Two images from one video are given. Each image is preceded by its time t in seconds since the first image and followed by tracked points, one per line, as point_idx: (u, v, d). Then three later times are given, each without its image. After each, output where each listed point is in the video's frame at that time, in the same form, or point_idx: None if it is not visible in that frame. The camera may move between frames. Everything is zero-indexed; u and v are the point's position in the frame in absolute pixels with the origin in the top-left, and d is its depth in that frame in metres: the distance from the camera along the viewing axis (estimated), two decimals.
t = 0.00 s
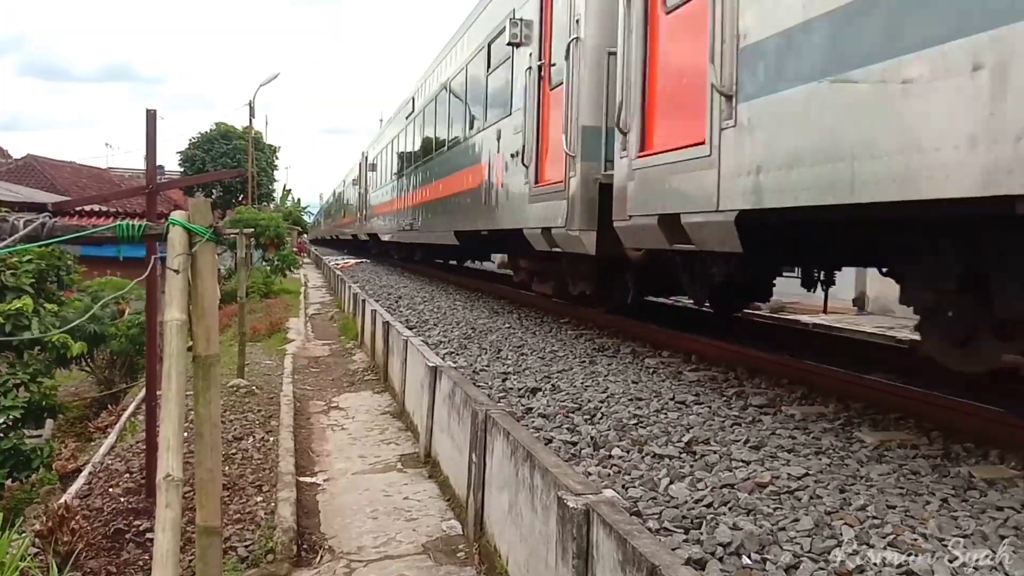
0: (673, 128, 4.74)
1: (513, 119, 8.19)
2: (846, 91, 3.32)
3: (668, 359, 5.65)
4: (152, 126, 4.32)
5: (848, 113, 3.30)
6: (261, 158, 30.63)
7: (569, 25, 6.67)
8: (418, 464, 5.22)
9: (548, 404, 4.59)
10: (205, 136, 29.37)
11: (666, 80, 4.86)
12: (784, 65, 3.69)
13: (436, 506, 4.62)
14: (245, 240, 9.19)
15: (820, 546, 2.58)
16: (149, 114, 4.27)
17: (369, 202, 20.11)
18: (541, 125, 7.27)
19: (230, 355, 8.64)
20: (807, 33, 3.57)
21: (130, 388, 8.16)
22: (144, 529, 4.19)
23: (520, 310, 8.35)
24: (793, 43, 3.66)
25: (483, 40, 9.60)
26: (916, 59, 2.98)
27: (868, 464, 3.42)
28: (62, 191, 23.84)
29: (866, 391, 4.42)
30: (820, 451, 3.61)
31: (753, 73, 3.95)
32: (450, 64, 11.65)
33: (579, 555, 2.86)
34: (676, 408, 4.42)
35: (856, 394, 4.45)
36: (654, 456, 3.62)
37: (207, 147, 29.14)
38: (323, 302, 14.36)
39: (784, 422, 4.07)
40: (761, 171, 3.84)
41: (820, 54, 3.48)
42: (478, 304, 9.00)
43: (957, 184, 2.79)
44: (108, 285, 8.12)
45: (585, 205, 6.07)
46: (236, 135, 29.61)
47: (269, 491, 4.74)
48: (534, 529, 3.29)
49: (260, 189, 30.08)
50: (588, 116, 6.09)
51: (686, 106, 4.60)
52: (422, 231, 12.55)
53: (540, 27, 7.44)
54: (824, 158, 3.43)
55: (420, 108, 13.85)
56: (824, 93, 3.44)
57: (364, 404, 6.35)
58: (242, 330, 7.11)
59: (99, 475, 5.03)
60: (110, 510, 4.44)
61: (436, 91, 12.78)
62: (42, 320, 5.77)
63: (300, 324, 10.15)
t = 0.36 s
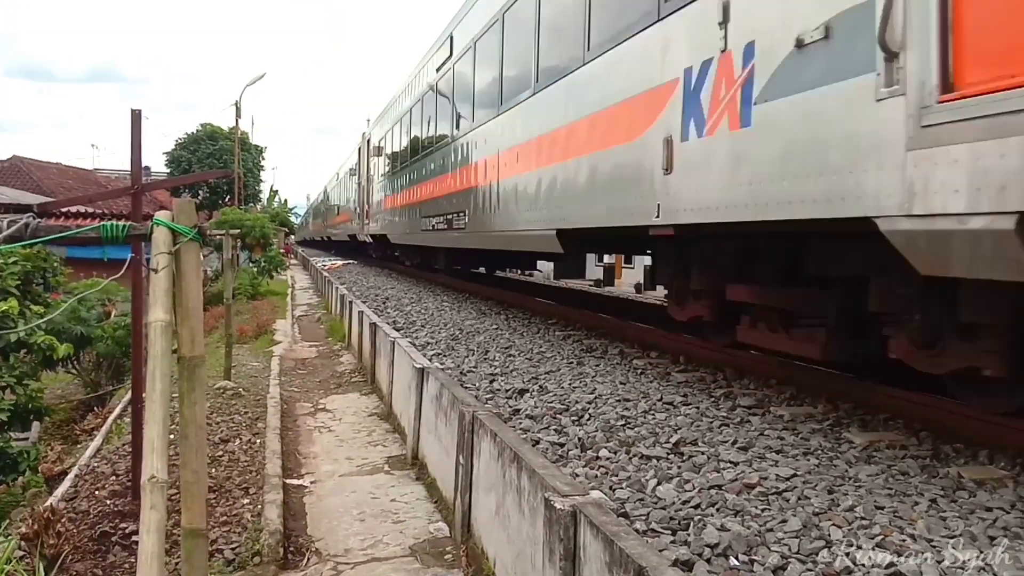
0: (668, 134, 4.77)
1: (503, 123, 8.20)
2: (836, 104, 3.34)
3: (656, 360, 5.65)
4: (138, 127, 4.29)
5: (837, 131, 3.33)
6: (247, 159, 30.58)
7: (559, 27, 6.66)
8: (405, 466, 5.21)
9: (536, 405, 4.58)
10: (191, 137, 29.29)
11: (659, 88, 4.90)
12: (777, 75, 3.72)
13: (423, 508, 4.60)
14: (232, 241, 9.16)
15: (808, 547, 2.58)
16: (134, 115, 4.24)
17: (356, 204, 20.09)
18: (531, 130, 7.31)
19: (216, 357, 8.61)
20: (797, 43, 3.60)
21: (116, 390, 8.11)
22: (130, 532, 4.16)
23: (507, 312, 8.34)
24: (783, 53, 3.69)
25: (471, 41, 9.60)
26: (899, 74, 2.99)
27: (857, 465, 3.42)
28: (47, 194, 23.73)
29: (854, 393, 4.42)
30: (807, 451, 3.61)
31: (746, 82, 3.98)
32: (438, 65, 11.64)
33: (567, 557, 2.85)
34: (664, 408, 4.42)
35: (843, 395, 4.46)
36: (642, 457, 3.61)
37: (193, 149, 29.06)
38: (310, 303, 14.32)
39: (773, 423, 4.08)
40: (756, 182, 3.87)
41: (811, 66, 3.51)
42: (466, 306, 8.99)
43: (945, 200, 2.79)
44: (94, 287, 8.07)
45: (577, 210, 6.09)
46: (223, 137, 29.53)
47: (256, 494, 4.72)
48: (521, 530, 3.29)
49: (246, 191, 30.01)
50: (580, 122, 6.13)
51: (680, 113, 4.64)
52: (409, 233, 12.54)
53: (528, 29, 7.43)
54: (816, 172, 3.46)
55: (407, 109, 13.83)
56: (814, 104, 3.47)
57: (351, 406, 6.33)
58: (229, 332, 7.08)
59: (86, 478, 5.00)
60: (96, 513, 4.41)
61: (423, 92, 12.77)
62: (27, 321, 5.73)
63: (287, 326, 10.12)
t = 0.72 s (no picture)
0: (655, 137, 4.79)
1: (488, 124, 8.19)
2: (833, 109, 3.38)
3: (643, 360, 5.65)
4: (120, 129, 4.26)
5: (837, 135, 3.36)
6: (233, 159, 30.49)
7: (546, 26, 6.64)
8: (392, 467, 5.19)
9: (523, 406, 4.57)
10: (177, 137, 29.20)
11: (648, 91, 4.91)
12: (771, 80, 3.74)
13: (410, 510, 4.58)
14: (217, 241, 9.12)
15: (794, 548, 2.57)
16: (116, 116, 4.21)
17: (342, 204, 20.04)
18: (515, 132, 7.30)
19: (202, 358, 8.58)
20: (791, 52, 3.63)
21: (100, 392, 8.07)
22: (115, 535, 4.14)
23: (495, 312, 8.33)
24: (776, 62, 3.72)
25: (456, 40, 9.59)
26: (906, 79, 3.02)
27: (842, 465, 3.42)
28: (32, 195, 23.62)
29: (838, 392, 4.42)
30: (792, 451, 3.61)
31: (740, 88, 4.01)
32: (423, 64, 11.62)
33: (553, 558, 2.84)
34: (651, 409, 4.41)
35: (830, 394, 4.45)
36: (628, 458, 3.60)
37: (178, 149, 28.98)
38: (296, 304, 14.28)
39: (758, 423, 4.08)
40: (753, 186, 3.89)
41: (809, 69, 3.53)
42: (453, 306, 8.97)
43: (961, 202, 2.81)
44: (78, 288, 8.03)
45: (564, 213, 6.10)
46: (208, 137, 29.45)
47: (242, 496, 4.70)
48: (508, 532, 3.28)
49: (232, 191, 29.93)
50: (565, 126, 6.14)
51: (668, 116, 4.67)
52: (396, 233, 12.52)
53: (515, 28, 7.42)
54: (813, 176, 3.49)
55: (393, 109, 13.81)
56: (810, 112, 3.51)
57: (338, 407, 6.31)
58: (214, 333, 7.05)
59: (70, 481, 4.97)
60: (80, 516, 4.38)
61: (409, 91, 12.75)
62: (11, 323, 5.70)
63: (273, 326, 10.09)
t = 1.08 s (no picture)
0: (640, 138, 4.78)
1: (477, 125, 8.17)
2: (815, 111, 3.37)
3: (632, 359, 5.62)
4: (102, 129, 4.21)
5: (823, 135, 3.33)
6: (221, 159, 30.40)
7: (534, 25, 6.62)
8: (381, 468, 5.16)
9: (511, 406, 4.55)
10: (165, 137, 29.13)
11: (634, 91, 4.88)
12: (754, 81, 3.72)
13: (399, 511, 4.55)
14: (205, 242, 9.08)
15: (779, 547, 2.54)
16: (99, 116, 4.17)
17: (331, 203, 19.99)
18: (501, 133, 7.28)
19: (190, 359, 8.54)
20: (771, 54, 3.61)
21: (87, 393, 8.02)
22: (99, 538, 4.10)
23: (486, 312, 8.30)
24: (758, 63, 3.70)
25: (445, 39, 9.56)
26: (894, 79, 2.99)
27: (828, 464, 3.39)
28: (18, 195, 23.53)
29: (826, 390, 4.39)
30: (779, 451, 3.58)
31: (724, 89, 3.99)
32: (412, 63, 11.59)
33: (540, 559, 2.81)
34: (638, 408, 4.39)
35: (818, 393, 4.43)
36: (615, 458, 3.57)
37: (167, 148, 28.91)
38: (286, 304, 14.23)
39: (745, 422, 4.05)
40: (739, 187, 3.86)
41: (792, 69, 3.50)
42: (444, 306, 8.94)
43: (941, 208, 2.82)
44: (64, 288, 7.98)
45: (552, 213, 6.08)
46: (196, 136, 29.38)
47: (228, 498, 4.67)
48: (495, 533, 3.25)
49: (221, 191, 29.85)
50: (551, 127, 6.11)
51: (652, 118, 4.65)
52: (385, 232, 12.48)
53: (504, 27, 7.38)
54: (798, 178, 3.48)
55: (382, 108, 13.77)
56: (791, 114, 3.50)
57: (326, 408, 6.27)
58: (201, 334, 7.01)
59: (55, 484, 4.93)
60: (65, 519, 4.35)
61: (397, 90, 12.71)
62: None
63: (263, 327, 10.04)
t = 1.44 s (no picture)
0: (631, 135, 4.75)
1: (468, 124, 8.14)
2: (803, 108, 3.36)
3: (622, 358, 5.59)
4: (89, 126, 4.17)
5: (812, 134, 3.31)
6: (211, 158, 30.30)
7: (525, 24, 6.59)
8: (371, 467, 5.12)
9: (501, 404, 4.52)
10: (154, 136, 29.08)
11: (625, 90, 4.86)
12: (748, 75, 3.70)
13: (389, 510, 4.52)
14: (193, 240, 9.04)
15: (766, 543, 2.52)
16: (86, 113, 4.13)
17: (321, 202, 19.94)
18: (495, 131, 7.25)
19: (179, 358, 8.48)
20: (764, 48, 3.59)
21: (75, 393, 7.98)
22: (86, 538, 4.06)
23: (476, 311, 8.27)
24: (752, 57, 3.68)
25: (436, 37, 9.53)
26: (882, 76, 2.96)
27: (815, 460, 3.37)
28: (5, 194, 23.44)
29: (813, 386, 4.37)
30: (766, 448, 3.56)
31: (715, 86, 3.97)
32: (402, 62, 11.56)
33: (529, 557, 2.78)
34: (628, 406, 4.36)
35: (806, 390, 4.40)
36: (604, 456, 3.55)
37: (156, 147, 28.85)
38: (276, 303, 14.18)
39: (733, 419, 4.03)
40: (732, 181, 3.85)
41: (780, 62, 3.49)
42: (435, 305, 8.91)
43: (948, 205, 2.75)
44: (52, 287, 7.93)
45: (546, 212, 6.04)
46: (185, 135, 29.32)
47: (217, 498, 4.63)
48: (485, 531, 3.22)
49: (211, 191, 29.80)
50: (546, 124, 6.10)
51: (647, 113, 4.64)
52: (376, 231, 12.45)
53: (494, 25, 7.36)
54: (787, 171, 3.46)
55: (373, 107, 13.74)
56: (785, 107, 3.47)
57: (316, 407, 6.24)
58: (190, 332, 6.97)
59: (41, 484, 4.88)
60: (51, 519, 4.31)
61: (387, 89, 12.68)
62: None
63: (252, 326, 10.00)
